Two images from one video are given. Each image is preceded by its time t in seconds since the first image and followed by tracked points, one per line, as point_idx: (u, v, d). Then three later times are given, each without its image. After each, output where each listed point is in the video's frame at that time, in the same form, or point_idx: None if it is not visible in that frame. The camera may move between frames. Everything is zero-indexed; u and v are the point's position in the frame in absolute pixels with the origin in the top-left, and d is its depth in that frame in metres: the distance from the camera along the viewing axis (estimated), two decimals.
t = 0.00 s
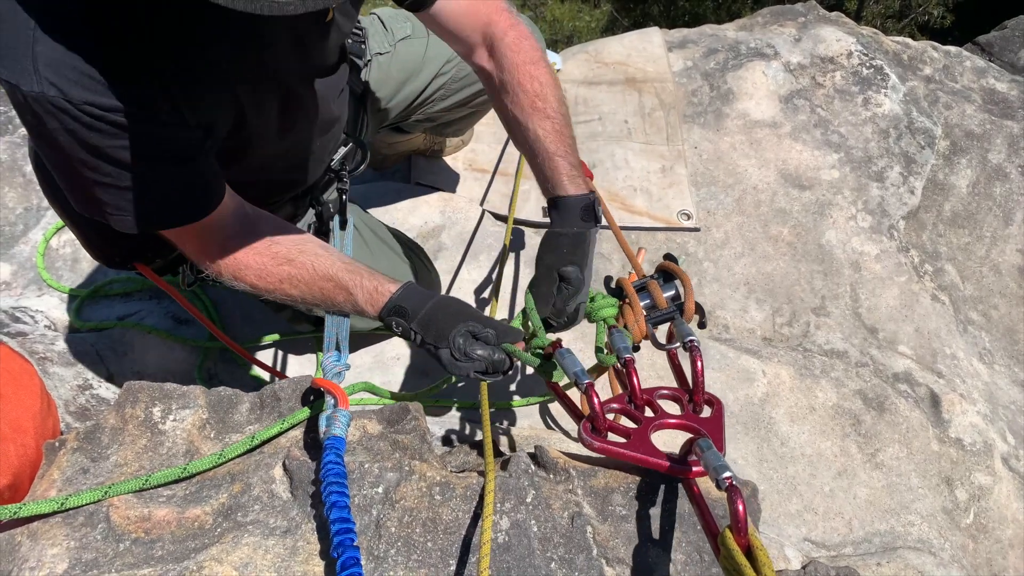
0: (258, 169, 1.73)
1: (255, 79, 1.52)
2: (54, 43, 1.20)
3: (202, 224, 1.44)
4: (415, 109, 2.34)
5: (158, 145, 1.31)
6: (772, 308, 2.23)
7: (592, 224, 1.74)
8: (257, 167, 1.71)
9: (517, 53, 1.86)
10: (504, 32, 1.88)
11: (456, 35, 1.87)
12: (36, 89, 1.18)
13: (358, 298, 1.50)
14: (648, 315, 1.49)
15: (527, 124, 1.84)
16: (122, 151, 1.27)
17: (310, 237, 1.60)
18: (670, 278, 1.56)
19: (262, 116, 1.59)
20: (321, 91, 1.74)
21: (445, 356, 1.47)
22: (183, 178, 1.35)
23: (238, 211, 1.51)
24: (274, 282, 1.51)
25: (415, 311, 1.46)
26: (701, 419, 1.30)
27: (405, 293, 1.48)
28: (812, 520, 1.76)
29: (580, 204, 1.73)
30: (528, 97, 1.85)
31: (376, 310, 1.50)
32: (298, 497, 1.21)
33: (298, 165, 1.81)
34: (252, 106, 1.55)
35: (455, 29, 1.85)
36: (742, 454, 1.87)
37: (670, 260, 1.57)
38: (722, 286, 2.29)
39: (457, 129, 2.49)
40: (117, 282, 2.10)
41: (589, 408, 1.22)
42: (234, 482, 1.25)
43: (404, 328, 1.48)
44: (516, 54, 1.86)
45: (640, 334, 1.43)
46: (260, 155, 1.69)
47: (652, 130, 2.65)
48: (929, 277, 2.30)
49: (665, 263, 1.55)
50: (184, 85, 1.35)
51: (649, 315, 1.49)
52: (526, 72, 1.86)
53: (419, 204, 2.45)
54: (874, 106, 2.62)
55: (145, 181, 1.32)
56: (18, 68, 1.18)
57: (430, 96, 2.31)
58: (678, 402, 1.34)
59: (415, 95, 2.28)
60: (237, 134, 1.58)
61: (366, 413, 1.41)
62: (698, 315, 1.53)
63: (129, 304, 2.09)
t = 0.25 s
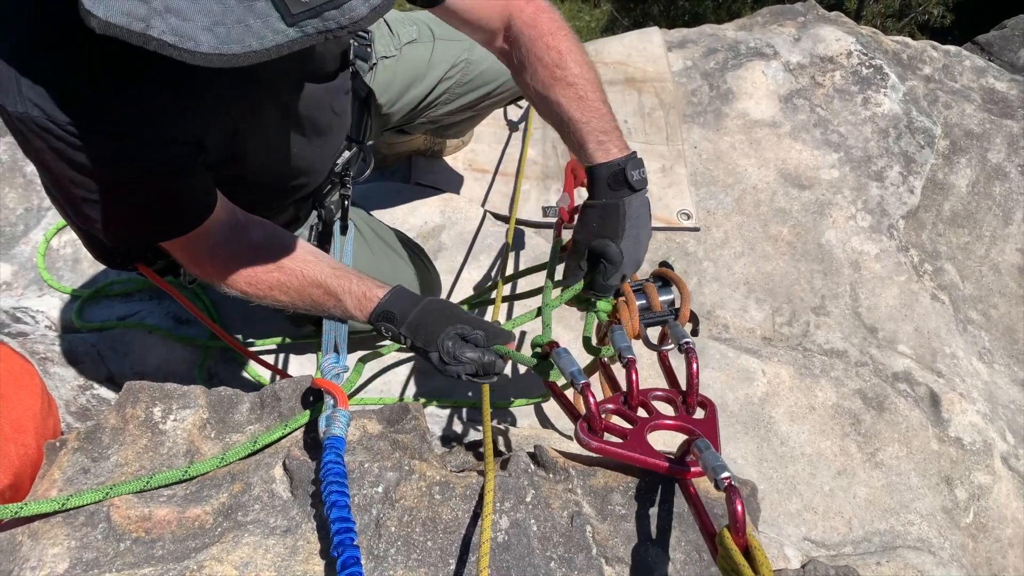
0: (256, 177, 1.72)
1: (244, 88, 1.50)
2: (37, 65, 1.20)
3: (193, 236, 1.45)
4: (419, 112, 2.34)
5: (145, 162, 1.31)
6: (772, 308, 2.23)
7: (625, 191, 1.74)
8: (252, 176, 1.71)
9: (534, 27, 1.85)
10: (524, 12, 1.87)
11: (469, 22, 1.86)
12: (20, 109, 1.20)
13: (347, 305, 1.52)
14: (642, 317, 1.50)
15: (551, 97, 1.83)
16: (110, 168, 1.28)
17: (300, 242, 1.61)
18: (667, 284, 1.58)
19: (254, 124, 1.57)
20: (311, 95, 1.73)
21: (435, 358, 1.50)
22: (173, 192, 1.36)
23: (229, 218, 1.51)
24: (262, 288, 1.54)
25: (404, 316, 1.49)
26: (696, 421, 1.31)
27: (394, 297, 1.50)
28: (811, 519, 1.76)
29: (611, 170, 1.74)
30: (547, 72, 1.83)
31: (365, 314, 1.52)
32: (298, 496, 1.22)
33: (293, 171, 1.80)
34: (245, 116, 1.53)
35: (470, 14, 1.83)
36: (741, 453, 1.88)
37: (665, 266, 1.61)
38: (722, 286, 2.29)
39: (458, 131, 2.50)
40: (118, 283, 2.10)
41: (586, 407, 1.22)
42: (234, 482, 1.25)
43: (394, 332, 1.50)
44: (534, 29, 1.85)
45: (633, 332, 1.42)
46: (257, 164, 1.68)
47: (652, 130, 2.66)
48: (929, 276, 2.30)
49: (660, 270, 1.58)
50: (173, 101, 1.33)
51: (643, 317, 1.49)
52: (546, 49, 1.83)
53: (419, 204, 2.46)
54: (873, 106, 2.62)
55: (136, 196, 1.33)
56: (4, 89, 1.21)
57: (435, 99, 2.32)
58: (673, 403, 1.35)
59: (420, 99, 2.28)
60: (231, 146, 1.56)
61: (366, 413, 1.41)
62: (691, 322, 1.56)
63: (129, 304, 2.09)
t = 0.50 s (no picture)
0: (255, 175, 1.72)
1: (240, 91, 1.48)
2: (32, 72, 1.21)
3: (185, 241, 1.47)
4: (422, 111, 2.33)
5: (136, 164, 1.31)
6: (772, 307, 2.23)
7: (599, 154, 1.69)
8: (251, 174, 1.70)
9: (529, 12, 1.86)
10: None
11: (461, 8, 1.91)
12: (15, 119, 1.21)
13: (339, 291, 1.53)
14: (642, 314, 1.49)
15: (534, 69, 1.83)
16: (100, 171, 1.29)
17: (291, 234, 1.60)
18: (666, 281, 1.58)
19: (252, 126, 1.56)
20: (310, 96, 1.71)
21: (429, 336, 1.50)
22: (167, 198, 1.37)
23: (220, 217, 1.53)
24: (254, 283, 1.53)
25: (396, 297, 1.49)
26: (697, 419, 1.30)
27: (384, 279, 1.51)
28: (811, 518, 1.75)
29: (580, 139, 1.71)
30: (532, 52, 1.83)
31: (358, 299, 1.52)
32: (297, 494, 1.21)
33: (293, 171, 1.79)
34: (242, 119, 1.51)
35: None
36: (741, 452, 1.87)
37: (666, 263, 1.59)
38: (723, 285, 2.29)
39: (459, 131, 2.49)
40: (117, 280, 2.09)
41: (591, 397, 1.22)
42: (233, 479, 1.24)
43: (388, 314, 1.50)
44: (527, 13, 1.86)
45: (634, 331, 1.42)
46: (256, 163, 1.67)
47: (653, 128, 2.65)
48: (930, 275, 2.29)
49: (662, 266, 1.56)
50: (166, 106, 1.32)
51: (643, 315, 1.49)
52: (534, 31, 1.84)
53: (419, 202, 2.45)
54: (875, 104, 2.61)
55: (129, 201, 1.34)
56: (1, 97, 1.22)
57: (438, 99, 2.30)
58: (673, 400, 1.34)
59: (424, 98, 2.27)
60: (228, 148, 1.55)
61: (365, 411, 1.41)
62: (691, 320, 1.55)
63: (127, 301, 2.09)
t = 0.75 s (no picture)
0: (253, 176, 1.73)
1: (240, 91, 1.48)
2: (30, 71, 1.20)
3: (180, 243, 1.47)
4: (422, 115, 2.34)
5: (135, 161, 1.31)
6: (773, 307, 2.22)
7: (558, 179, 1.68)
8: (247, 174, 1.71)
9: (505, 22, 1.92)
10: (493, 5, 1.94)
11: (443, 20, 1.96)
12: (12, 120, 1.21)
13: (336, 296, 1.53)
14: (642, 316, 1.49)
15: (504, 90, 1.86)
16: (98, 169, 1.29)
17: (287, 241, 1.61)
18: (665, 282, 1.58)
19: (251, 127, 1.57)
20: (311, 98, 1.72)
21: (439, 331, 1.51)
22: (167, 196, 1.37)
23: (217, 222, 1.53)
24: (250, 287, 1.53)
25: (395, 303, 1.50)
26: (699, 419, 1.30)
27: (380, 286, 1.51)
28: (813, 519, 1.75)
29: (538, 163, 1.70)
30: (506, 61, 1.88)
31: (356, 304, 1.53)
32: (299, 495, 1.21)
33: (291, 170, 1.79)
34: (240, 121, 1.52)
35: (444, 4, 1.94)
36: (742, 452, 1.87)
37: (664, 264, 1.59)
38: (723, 285, 2.29)
39: (458, 134, 2.51)
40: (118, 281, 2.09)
41: (597, 395, 1.22)
42: (235, 481, 1.24)
43: (390, 320, 1.52)
44: (502, 23, 1.92)
45: (634, 332, 1.42)
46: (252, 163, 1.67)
47: (653, 129, 2.65)
48: (931, 275, 2.29)
49: (660, 267, 1.56)
50: (165, 106, 1.33)
51: (642, 316, 1.49)
52: (509, 39, 1.90)
53: (420, 204, 2.45)
54: (875, 105, 2.61)
55: (128, 200, 1.34)
56: None
57: (439, 104, 2.31)
58: (675, 400, 1.34)
59: (424, 103, 2.28)
60: (225, 146, 1.56)
61: (367, 412, 1.40)
62: (691, 321, 1.55)
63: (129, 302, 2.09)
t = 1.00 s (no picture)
0: (248, 176, 1.73)
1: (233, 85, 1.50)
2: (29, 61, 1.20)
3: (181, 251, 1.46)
4: (418, 115, 2.34)
5: (132, 156, 1.31)
6: (771, 308, 2.23)
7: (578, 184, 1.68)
8: (242, 174, 1.71)
9: (501, 28, 1.94)
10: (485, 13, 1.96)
11: (439, 21, 1.94)
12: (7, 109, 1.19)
13: (348, 305, 1.54)
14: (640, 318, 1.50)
15: (509, 92, 1.86)
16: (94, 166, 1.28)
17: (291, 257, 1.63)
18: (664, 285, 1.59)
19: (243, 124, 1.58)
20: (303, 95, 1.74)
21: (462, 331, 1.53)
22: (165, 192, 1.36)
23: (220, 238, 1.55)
24: (259, 300, 1.53)
25: (415, 308, 1.53)
26: (697, 420, 1.31)
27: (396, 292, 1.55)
28: (810, 519, 1.76)
29: (562, 165, 1.70)
30: (509, 66, 1.88)
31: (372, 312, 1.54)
32: (296, 495, 1.21)
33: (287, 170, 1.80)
34: (234, 118, 1.54)
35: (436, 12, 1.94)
36: (740, 452, 1.87)
37: (663, 267, 1.60)
38: (722, 286, 2.29)
39: (457, 135, 2.51)
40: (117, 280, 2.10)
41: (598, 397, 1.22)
42: (232, 480, 1.25)
43: (408, 328, 1.51)
44: (499, 28, 1.93)
45: (633, 334, 1.42)
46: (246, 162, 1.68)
47: (652, 129, 2.66)
48: (929, 276, 2.29)
49: (658, 270, 1.57)
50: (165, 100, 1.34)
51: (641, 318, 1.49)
52: (508, 45, 1.91)
53: (419, 204, 2.46)
54: (874, 106, 2.61)
55: (125, 197, 1.33)
56: None
57: (434, 103, 2.31)
58: (673, 402, 1.34)
59: (420, 103, 2.28)
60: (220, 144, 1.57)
61: (364, 411, 1.41)
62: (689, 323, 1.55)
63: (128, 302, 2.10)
